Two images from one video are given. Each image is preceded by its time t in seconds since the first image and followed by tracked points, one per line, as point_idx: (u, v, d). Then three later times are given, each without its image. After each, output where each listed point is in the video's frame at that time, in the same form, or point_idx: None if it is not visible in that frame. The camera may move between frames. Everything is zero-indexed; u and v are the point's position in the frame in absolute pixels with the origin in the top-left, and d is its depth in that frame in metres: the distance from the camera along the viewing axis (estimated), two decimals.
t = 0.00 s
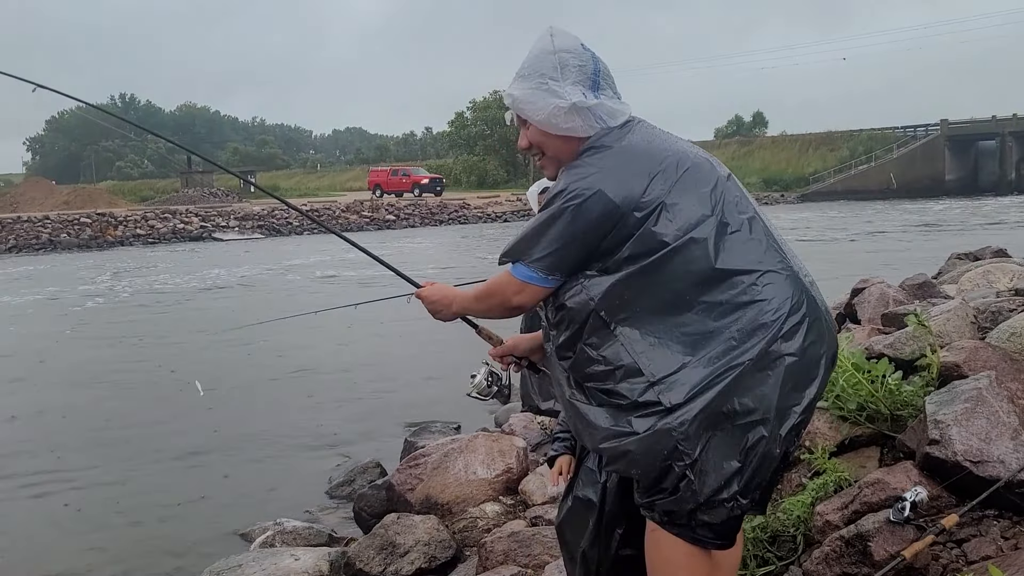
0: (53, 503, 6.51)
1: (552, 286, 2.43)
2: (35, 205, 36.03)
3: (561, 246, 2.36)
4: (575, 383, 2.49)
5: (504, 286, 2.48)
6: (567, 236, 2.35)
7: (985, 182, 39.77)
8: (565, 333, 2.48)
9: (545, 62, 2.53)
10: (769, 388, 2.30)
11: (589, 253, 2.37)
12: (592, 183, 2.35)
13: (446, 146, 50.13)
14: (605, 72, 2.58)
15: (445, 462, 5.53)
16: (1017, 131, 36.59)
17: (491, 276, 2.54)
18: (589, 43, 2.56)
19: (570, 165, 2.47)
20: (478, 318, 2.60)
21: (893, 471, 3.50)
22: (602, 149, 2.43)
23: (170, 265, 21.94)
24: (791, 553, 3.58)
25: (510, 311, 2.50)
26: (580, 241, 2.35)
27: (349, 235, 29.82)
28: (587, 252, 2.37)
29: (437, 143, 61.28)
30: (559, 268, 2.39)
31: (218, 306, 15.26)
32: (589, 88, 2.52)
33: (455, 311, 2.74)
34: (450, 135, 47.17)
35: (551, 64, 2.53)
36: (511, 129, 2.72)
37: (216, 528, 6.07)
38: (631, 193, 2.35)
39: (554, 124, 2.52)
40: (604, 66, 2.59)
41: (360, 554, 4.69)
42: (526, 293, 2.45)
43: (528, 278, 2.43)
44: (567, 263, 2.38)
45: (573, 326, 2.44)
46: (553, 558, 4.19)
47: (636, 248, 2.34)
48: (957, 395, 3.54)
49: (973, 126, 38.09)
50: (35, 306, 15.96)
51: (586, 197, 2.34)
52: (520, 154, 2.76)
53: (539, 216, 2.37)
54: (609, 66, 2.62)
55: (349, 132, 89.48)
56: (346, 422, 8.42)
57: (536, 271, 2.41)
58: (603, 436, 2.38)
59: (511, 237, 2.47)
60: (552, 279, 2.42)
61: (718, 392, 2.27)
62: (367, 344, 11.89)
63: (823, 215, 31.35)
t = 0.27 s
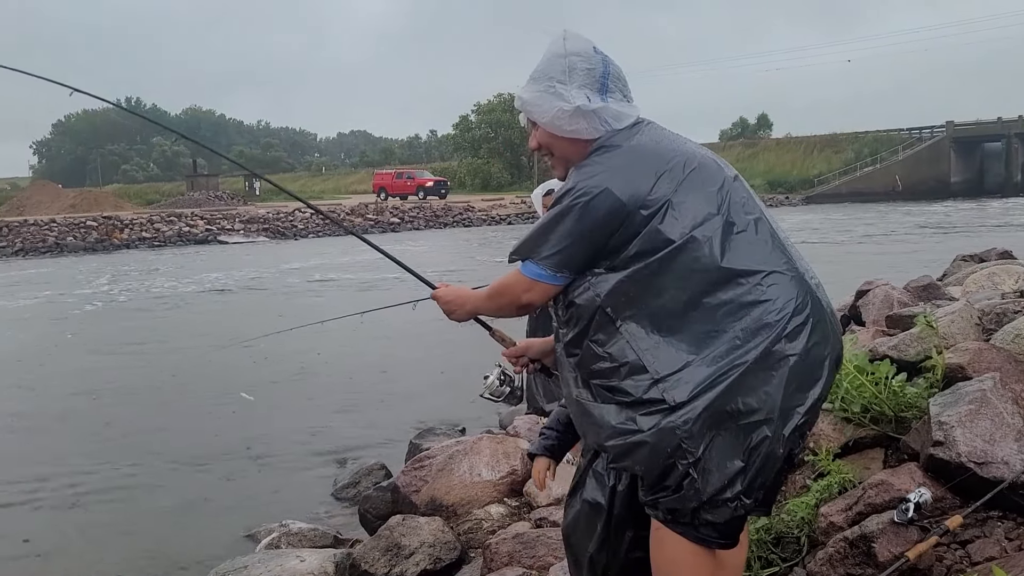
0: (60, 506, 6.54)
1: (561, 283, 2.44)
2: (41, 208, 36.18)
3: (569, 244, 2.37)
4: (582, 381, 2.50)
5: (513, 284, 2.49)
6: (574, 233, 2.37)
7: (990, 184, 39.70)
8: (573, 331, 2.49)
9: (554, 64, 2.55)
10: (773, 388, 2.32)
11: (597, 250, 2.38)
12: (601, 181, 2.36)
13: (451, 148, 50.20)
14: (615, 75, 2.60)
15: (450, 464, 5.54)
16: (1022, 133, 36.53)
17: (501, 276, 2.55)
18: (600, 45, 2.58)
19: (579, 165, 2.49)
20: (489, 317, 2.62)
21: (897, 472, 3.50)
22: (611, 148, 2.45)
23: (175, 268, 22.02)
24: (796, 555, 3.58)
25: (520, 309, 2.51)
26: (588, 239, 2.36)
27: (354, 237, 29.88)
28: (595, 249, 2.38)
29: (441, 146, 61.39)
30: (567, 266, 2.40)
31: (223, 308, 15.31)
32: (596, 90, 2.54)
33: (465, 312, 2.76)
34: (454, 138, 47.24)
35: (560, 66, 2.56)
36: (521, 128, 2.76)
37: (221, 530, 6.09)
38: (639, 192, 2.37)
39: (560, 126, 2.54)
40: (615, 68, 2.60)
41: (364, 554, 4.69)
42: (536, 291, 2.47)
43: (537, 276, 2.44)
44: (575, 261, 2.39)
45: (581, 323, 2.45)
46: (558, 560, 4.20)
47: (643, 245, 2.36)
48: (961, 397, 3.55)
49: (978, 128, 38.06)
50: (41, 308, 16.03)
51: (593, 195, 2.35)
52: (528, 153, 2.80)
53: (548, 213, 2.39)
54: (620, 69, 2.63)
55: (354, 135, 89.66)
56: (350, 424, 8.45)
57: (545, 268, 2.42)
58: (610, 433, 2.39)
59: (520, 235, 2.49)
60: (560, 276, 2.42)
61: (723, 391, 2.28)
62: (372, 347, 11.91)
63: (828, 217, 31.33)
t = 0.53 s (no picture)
0: (67, 506, 6.57)
1: (569, 283, 2.45)
2: (49, 209, 36.31)
3: (578, 244, 2.38)
4: (591, 382, 2.50)
5: (523, 285, 2.51)
6: (582, 234, 2.38)
7: (999, 185, 39.54)
8: (583, 332, 2.49)
9: (560, 71, 2.58)
10: (780, 389, 2.30)
11: (605, 249, 2.39)
12: (608, 182, 2.37)
13: (457, 149, 50.22)
14: (622, 80, 2.60)
15: (455, 465, 5.54)
16: None
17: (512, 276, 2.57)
18: (606, 51, 2.59)
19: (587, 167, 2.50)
20: (501, 319, 2.64)
21: (904, 474, 3.49)
22: (618, 149, 2.46)
23: (182, 269, 22.08)
24: (802, 556, 3.57)
25: (531, 309, 2.53)
26: (596, 238, 2.37)
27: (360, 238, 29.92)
28: (603, 249, 2.39)
29: (447, 147, 61.45)
30: (577, 266, 2.41)
31: (230, 309, 15.34)
32: (602, 96, 2.55)
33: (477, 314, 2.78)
34: (460, 139, 47.28)
35: (566, 73, 2.57)
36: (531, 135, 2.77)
37: (228, 531, 6.10)
38: (646, 193, 2.37)
39: (564, 132, 2.55)
40: (621, 74, 2.60)
41: (369, 555, 4.68)
42: (545, 291, 2.48)
43: (545, 276, 2.46)
44: (582, 262, 2.40)
45: (590, 325, 2.45)
46: (564, 561, 4.20)
47: (650, 246, 2.36)
48: (967, 398, 3.54)
49: (985, 129, 37.92)
50: (48, 309, 16.09)
51: (601, 195, 2.36)
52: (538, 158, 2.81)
53: (557, 214, 2.40)
54: (627, 74, 2.63)
55: (360, 136, 89.77)
56: (356, 425, 8.46)
57: (553, 268, 2.44)
58: (618, 434, 2.40)
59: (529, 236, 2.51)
60: (569, 276, 2.44)
61: (728, 392, 2.27)
62: (377, 347, 11.92)
63: (834, 218, 31.25)
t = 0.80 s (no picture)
0: (74, 496, 6.59)
1: (580, 275, 2.44)
2: (56, 202, 36.41)
3: (590, 235, 2.37)
4: (601, 373, 2.49)
5: (534, 278, 2.51)
6: (593, 224, 2.37)
7: (1006, 178, 39.38)
8: (593, 323, 2.48)
9: (567, 64, 2.56)
10: (791, 380, 2.29)
11: (616, 240, 2.38)
12: (620, 173, 2.36)
13: (462, 142, 50.16)
14: (630, 70, 2.57)
15: (461, 456, 5.54)
16: None
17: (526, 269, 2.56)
18: (613, 41, 2.56)
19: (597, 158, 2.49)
20: (517, 312, 2.63)
21: (910, 466, 3.48)
22: (628, 140, 2.44)
23: (188, 261, 22.12)
24: (807, 548, 3.57)
25: (543, 302, 2.53)
26: (607, 229, 2.37)
27: (366, 231, 29.95)
28: (614, 239, 2.38)
29: (453, 140, 61.42)
30: (587, 257, 2.40)
31: (236, 301, 15.37)
32: (609, 87, 2.53)
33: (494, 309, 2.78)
34: (466, 132, 47.25)
35: (573, 66, 2.56)
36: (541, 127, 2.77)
37: (235, 522, 6.12)
38: (657, 183, 2.36)
39: (572, 125, 2.55)
40: (629, 64, 2.57)
41: (375, 546, 4.68)
42: (556, 284, 2.46)
43: (556, 269, 2.45)
44: (593, 253, 2.39)
45: (601, 316, 2.44)
46: (569, 552, 4.21)
47: (661, 236, 2.35)
48: (975, 390, 3.52)
49: (993, 121, 37.73)
50: (56, 301, 16.14)
51: (612, 185, 2.35)
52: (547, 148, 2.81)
53: (569, 205, 2.39)
54: (636, 63, 2.60)
55: (365, 129, 89.76)
56: (363, 417, 8.47)
57: (564, 261, 2.42)
58: (629, 424, 2.39)
59: (540, 227, 2.50)
60: (580, 268, 2.42)
61: (739, 383, 2.26)
62: (383, 339, 11.94)
63: (841, 210, 31.16)
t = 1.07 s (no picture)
0: (80, 489, 6.61)
1: (586, 267, 2.44)
2: (62, 196, 36.48)
3: (595, 228, 2.37)
4: (608, 365, 2.49)
5: (541, 269, 2.51)
6: (599, 216, 2.36)
7: (1014, 175, 39.23)
8: (601, 316, 2.48)
9: (546, 84, 2.62)
10: (797, 373, 2.28)
11: (623, 232, 2.37)
12: (626, 165, 2.35)
13: (468, 137, 50.14)
14: (603, 65, 2.56)
15: (466, 451, 5.54)
16: None
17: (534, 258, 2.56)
18: (580, 45, 2.57)
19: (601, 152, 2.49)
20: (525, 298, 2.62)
21: (917, 461, 3.47)
22: (632, 133, 2.43)
23: (194, 255, 22.15)
24: (813, 543, 3.56)
25: (548, 293, 2.53)
26: (613, 221, 2.35)
27: (371, 226, 29.96)
28: (621, 231, 2.37)
29: (458, 135, 61.37)
30: (593, 249, 2.39)
31: (241, 296, 15.39)
32: (588, 91, 2.54)
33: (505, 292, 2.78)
34: (471, 128, 47.23)
35: (551, 84, 2.61)
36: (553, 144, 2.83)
37: (239, 516, 6.13)
38: (663, 175, 2.35)
39: (564, 142, 2.60)
40: (601, 58, 2.56)
41: (380, 539, 4.68)
42: (561, 277, 2.47)
43: (562, 261, 2.45)
44: (597, 246, 2.38)
45: (607, 309, 2.44)
46: (574, 547, 4.20)
47: (667, 227, 2.34)
48: (983, 385, 3.51)
49: (1000, 117, 37.58)
50: (61, 295, 16.17)
51: (617, 177, 2.35)
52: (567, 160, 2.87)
53: (574, 197, 2.39)
54: (610, 54, 2.58)
55: (371, 124, 89.79)
56: (367, 412, 8.47)
57: (570, 252, 2.42)
58: (635, 418, 2.38)
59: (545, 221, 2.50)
60: (586, 261, 2.42)
61: (745, 377, 2.25)
62: (388, 334, 11.94)
63: (847, 207, 31.09)
